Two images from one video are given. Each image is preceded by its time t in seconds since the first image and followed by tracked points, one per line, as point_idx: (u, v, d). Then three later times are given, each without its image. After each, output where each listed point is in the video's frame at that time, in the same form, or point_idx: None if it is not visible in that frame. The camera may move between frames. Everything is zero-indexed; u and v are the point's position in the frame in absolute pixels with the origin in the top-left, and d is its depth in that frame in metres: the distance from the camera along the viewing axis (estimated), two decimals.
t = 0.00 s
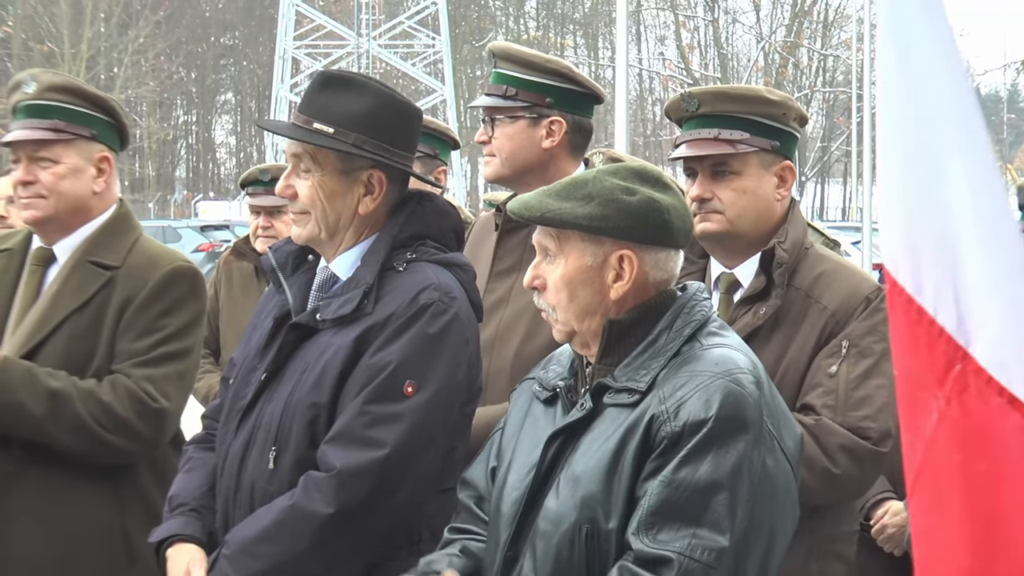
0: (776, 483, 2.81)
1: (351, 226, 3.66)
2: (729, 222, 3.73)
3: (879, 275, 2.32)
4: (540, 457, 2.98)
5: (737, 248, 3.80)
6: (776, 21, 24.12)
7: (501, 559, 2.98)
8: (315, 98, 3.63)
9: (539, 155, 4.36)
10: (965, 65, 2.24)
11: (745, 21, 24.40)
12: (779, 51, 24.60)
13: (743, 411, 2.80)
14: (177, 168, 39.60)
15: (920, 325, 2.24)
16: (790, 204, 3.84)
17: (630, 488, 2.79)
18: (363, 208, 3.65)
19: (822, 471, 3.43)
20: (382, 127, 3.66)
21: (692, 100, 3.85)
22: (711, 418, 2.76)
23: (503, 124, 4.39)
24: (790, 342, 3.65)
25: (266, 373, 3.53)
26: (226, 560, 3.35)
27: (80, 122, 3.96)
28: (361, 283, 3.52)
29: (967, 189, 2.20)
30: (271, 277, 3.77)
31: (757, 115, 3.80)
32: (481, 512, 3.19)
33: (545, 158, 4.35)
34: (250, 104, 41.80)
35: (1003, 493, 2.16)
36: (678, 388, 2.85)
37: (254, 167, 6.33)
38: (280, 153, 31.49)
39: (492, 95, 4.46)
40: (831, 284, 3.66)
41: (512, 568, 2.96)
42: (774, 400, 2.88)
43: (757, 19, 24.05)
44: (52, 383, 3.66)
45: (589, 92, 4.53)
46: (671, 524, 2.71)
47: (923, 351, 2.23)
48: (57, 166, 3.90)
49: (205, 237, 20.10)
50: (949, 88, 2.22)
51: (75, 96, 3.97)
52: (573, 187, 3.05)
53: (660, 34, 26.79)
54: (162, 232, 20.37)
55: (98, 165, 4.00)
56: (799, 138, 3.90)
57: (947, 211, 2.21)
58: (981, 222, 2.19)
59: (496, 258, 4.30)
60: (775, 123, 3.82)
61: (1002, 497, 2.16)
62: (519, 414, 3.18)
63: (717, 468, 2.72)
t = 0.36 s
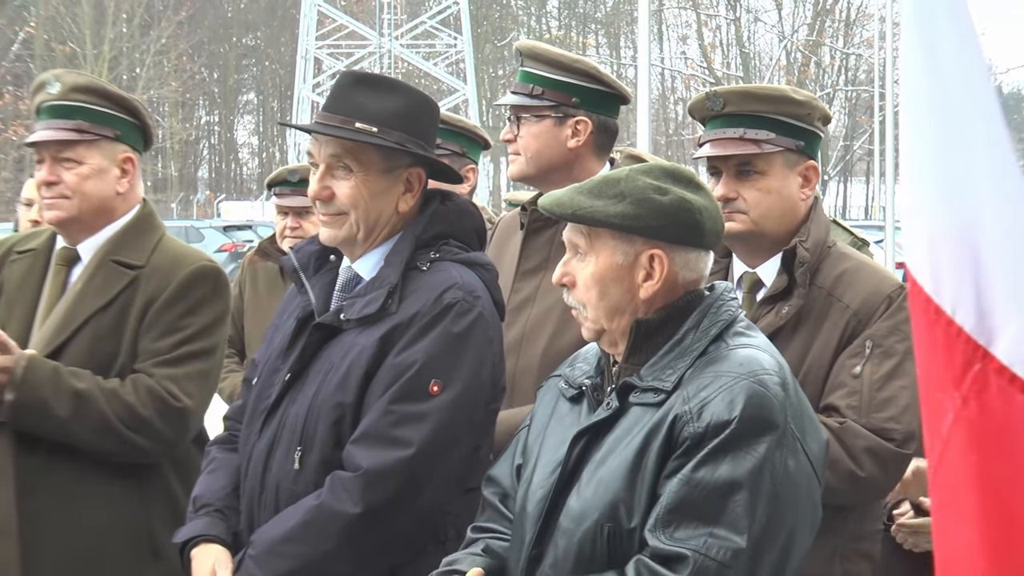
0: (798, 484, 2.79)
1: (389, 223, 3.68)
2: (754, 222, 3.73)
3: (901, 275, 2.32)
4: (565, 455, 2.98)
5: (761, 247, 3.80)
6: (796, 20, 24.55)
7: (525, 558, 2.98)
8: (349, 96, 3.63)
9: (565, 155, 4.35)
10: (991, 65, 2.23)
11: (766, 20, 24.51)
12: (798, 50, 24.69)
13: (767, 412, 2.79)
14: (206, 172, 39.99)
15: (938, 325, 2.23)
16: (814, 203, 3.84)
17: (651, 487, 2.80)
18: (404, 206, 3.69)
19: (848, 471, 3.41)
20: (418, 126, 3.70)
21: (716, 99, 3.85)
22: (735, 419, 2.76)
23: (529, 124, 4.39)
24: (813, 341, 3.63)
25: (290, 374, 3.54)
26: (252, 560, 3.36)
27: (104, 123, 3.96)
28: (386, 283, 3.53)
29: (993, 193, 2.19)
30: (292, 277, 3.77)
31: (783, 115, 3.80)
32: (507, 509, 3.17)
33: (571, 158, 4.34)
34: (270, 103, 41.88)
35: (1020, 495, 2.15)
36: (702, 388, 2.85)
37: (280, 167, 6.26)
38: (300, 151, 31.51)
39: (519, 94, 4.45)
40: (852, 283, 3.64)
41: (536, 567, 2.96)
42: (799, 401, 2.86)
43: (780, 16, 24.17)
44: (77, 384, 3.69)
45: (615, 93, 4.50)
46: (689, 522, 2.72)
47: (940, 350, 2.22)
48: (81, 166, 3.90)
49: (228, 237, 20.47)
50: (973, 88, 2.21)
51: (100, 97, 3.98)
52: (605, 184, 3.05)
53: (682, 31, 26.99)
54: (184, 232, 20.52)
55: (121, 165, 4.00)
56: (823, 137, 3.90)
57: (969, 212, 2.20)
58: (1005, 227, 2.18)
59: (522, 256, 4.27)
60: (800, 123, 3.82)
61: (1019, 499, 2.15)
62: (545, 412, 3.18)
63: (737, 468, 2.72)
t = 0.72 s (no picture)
0: (825, 487, 2.77)
1: (416, 224, 3.69)
2: (781, 223, 3.72)
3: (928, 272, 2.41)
4: (592, 455, 2.97)
5: (788, 248, 3.80)
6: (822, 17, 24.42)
7: (553, 558, 2.97)
8: (375, 95, 3.63)
9: (590, 154, 4.36)
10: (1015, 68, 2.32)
11: (791, 19, 24.61)
12: (820, 48, 24.81)
13: (795, 415, 2.77)
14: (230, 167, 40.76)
15: (964, 325, 2.32)
16: (841, 203, 3.83)
17: (678, 489, 2.79)
18: (431, 205, 3.70)
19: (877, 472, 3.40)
20: (444, 125, 3.70)
21: (742, 100, 3.86)
22: (762, 421, 2.74)
23: (555, 123, 4.39)
24: (841, 341, 3.62)
25: (317, 373, 3.54)
26: (280, 562, 3.36)
27: (131, 122, 3.96)
28: (413, 282, 3.52)
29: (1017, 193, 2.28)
30: (317, 277, 3.76)
31: (809, 115, 3.80)
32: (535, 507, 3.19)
33: (597, 158, 4.34)
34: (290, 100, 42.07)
35: None
36: (730, 390, 2.83)
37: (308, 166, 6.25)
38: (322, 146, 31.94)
39: (545, 94, 4.46)
40: (879, 283, 3.63)
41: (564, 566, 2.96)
42: (826, 403, 2.84)
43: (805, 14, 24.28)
44: (105, 384, 3.71)
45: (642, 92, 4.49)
46: (716, 525, 2.70)
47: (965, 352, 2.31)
48: (107, 165, 3.90)
49: (255, 234, 21.34)
50: (997, 91, 2.31)
51: (128, 96, 3.97)
52: (635, 183, 3.03)
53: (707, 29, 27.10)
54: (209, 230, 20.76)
55: (148, 164, 4.00)
56: (849, 136, 3.89)
57: (994, 211, 2.29)
58: None
59: (548, 257, 4.26)
60: (827, 123, 3.82)
61: None
62: (574, 411, 3.18)
63: (764, 471, 2.71)
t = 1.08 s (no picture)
0: (854, 486, 2.77)
1: (443, 225, 3.69)
2: (806, 222, 3.73)
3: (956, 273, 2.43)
4: (618, 456, 2.96)
5: (813, 247, 3.80)
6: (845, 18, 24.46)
7: (579, 558, 2.96)
8: (402, 96, 3.62)
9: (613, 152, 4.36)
10: None
11: (814, 19, 24.62)
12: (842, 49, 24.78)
13: (823, 415, 2.77)
14: (255, 167, 40.88)
15: (986, 326, 2.33)
16: (866, 203, 3.82)
17: (706, 490, 2.78)
18: (458, 205, 3.70)
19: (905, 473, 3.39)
20: (471, 126, 3.68)
21: (767, 100, 3.87)
22: (790, 422, 2.74)
23: (577, 122, 4.39)
24: (865, 341, 3.61)
25: (342, 372, 3.54)
26: (303, 561, 3.35)
27: (156, 121, 3.96)
28: (440, 282, 3.52)
29: None
30: (343, 276, 3.76)
31: (834, 114, 3.80)
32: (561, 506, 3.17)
33: (620, 156, 4.35)
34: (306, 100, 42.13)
35: None
36: (757, 389, 2.82)
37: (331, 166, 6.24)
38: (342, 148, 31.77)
39: (566, 93, 4.45)
40: (904, 283, 3.62)
41: (590, 566, 2.95)
42: (854, 403, 2.83)
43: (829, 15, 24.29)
44: (130, 383, 3.71)
45: (664, 91, 4.48)
46: (751, 528, 2.70)
47: (985, 353, 2.33)
48: (132, 164, 3.90)
49: (276, 234, 21.54)
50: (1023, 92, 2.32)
51: (153, 95, 3.98)
52: (665, 180, 3.03)
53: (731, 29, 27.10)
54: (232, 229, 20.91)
55: (172, 163, 4.00)
56: (875, 135, 3.89)
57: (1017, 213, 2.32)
58: None
59: (570, 256, 4.27)
60: (853, 122, 3.82)
61: None
62: (601, 411, 3.17)
63: (796, 471, 2.71)
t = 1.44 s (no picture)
0: (873, 488, 2.74)
1: (453, 227, 3.69)
2: (820, 222, 3.73)
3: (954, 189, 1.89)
4: (638, 451, 2.96)
5: (827, 246, 3.80)
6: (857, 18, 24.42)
7: (597, 555, 2.96)
8: (413, 99, 3.63)
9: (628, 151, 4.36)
10: None
11: (824, 20, 24.58)
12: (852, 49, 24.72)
13: (843, 415, 2.74)
14: (265, 168, 40.89)
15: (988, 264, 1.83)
16: (880, 202, 3.82)
17: (725, 488, 2.77)
18: (468, 209, 3.69)
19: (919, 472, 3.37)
20: (482, 128, 3.66)
21: (781, 100, 3.88)
22: (810, 421, 2.72)
23: (590, 121, 4.39)
24: (879, 340, 3.61)
25: (356, 371, 3.54)
26: (311, 557, 3.35)
27: (170, 121, 3.97)
28: (455, 283, 3.52)
29: None
30: (361, 276, 3.76)
31: (846, 113, 3.81)
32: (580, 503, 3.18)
33: (634, 155, 4.35)
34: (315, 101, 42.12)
35: None
36: (778, 388, 2.80)
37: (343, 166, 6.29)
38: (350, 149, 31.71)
39: (579, 93, 4.46)
40: (917, 282, 3.61)
41: (607, 563, 2.95)
42: (876, 406, 2.81)
43: (840, 15, 24.25)
44: (143, 386, 3.71)
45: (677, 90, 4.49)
46: (762, 523, 2.69)
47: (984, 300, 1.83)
48: (145, 163, 3.90)
49: (286, 234, 21.47)
50: None
51: (166, 95, 3.98)
52: (677, 180, 3.04)
53: (742, 29, 27.07)
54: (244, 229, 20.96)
55: (186, 163, 4.01)
56: (888, 134, 3.90)
57: None
58: None
59: (581, 257, 4.30)
60: (866, 122, 3.82)
61: None
62: (622, 407, 3.17)
63: (812, 470, 2.68)
